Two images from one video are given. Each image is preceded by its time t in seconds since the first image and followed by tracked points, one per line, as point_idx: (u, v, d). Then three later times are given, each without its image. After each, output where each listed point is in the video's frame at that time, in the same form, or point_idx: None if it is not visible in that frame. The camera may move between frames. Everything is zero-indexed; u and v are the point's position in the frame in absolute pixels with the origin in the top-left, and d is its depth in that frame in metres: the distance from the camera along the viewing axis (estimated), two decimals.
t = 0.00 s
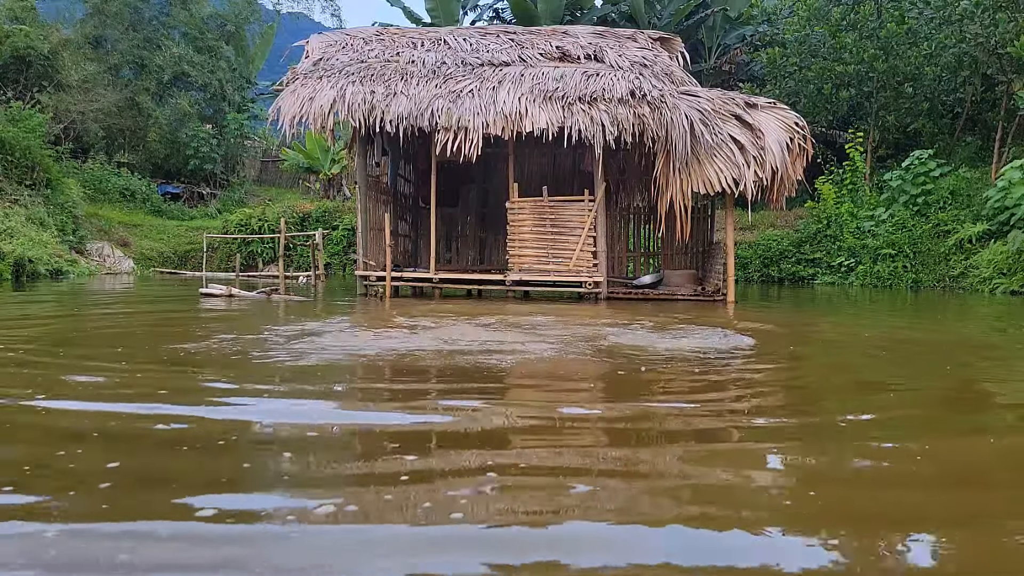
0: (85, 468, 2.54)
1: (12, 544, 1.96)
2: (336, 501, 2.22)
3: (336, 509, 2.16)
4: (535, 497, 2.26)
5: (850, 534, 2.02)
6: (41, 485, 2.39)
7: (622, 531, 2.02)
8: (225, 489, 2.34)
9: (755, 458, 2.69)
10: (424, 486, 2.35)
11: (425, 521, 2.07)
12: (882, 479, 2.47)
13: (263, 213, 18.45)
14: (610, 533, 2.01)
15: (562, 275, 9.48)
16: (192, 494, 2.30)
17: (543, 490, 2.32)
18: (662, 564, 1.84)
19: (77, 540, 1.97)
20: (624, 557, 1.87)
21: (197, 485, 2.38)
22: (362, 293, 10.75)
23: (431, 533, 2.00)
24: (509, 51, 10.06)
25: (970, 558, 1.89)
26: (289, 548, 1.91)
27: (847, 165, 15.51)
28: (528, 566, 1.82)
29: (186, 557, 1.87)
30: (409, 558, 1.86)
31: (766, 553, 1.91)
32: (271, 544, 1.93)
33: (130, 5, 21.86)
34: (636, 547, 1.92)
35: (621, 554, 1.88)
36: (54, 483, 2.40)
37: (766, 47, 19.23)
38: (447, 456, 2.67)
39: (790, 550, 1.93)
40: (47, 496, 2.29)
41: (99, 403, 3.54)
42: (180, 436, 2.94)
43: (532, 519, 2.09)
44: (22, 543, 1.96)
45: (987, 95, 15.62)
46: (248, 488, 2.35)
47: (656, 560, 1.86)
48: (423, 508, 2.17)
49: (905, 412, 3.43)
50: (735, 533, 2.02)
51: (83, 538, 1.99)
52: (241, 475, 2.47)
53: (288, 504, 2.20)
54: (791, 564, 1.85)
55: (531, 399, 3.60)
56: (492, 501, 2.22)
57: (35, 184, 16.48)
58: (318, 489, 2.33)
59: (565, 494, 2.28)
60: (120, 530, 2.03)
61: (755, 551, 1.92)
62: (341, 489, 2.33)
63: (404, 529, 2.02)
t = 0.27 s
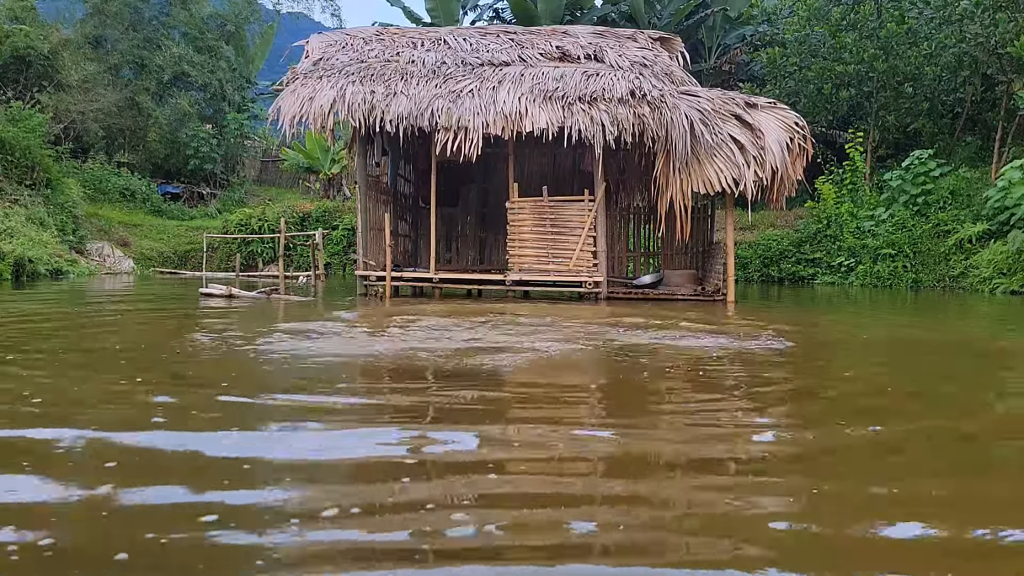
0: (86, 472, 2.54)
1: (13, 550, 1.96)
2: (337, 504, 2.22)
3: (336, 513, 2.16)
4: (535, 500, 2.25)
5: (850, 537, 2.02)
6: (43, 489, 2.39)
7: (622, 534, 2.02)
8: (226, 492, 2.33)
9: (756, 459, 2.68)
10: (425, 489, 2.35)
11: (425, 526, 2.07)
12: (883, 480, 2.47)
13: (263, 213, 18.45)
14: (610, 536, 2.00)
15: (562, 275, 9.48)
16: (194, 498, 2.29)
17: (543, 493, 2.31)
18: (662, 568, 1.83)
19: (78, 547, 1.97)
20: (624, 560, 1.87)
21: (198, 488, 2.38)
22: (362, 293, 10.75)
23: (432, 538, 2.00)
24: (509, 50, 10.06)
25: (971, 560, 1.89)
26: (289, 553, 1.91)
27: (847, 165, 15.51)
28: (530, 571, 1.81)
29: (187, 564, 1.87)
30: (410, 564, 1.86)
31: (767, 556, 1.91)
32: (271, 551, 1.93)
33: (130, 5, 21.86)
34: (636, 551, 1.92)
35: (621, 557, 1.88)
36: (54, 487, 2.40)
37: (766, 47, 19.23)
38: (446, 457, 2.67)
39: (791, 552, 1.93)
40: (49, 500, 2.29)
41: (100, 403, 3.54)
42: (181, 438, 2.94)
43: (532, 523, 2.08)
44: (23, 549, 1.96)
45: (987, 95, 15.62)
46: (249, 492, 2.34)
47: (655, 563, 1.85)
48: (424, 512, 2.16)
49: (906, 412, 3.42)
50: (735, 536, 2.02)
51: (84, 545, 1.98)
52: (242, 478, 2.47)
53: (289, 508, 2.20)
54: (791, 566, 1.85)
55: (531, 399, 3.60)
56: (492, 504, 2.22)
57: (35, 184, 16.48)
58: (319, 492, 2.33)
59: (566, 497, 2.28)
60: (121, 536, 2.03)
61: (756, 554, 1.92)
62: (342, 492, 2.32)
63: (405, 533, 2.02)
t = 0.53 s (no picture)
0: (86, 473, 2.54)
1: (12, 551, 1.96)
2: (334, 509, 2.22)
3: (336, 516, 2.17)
4: (534, 503, 2.25)
5: (846, 538, 2.03)
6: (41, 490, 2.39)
7: (622, 538, 2.02)
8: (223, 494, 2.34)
9: (757, 459, 2.68)
10: (421, 493, 2.34)
11: (425, 530, 2.07)
12: (884, 480, 2.47)
13: (263, 213, 18.45)
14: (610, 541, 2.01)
15: (562, 275, 9.48)
16: (191, 500, 2.30)
17: (541, 496, 2.31)
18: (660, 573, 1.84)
19: (77, 547, 1.97)
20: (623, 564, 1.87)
21: (196, 489, 2.38)
22: (362, 293, 10.75)
23: (430, 541, 2.00)
24: (509, 51, 10.06)
25: (970, 562, 1.89)
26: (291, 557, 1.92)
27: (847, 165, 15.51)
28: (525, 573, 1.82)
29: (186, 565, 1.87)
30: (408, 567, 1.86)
31: (767, 558, 1.91)
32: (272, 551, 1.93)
33: (130, 5, 21.85)
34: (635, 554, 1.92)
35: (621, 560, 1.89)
36: (53, 488, 2.40)
37: (766, 47, 19.23)
38: (446, 457, 2.68)
39: (790, 554, 1.94)
40: (50, 500, 2.30)
41: (101, 403, 3.54)
42: (182, 439, 2.95)
43: (532, 527, 2.09)
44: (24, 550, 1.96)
45: (987, 95, 15.61)
46: (247, 493, 2.35)
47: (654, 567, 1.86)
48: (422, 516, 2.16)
49: (906, 412, 3.43)
50: (735, 539, 2.02)
51: (82, 544, 1.99)
52: (240, 478, 2.48)
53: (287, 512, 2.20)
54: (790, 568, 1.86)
55: (532, 399, 3.60)
56: (491, 508, 2.22)
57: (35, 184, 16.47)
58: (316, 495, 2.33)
59: (565, 500, 2.28)
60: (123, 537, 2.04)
61: (755, 556, 1.92)
62: (343, 496, 2.33)
63: (403, 537, 2.02)
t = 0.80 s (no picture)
0: (84, 468, 2.54)
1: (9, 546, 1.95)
2: (331, 503, 2.22)
3: (333, 510, 2.16)
4: (532, 499, 2.25)
5: (846, 536, 2.02)
6: (38, 485, 2.39)
7: (620, 534, 2.02)
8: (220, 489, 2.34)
9: (758, 459, 2.68)
10: (419, 488, 2.34)
11: (422, 524, 2.06)
12: (887, 480, 2.46)
13: (263, 213, 18.45)
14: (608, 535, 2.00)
15: (562, 275, 9.47)
16: (188, 495, 2.30)
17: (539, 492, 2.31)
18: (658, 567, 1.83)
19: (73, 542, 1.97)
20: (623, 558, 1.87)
21: (195, 485, 2.39)
22: (362, 293, 10.75)
23: (428, 535, 1.99)
24: (509, 51, 10.06)
25: (970, 560, 1.89)
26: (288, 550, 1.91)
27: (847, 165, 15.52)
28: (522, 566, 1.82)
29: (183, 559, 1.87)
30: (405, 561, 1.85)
31: (766, 552, 1.91)
32: (269, 546, 1.93)
33: (130, 5, 21.86)
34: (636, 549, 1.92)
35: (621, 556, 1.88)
36: (50, 484, 2.40)
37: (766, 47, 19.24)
38: (446, 456, 2.68)
39: (790, 550, 1.93)
40: (47, 496, 2.29)
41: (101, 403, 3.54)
42: (179, 436, 2.95)
43: (528, 521, 2.08)
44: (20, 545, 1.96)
45: (987, 95, 15.61)
46: (244, 488, 2.35)
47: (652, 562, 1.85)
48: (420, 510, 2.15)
49: (907, 412, 3.42)
50: (735, 535, 2.01)
51: (79, 540, 1.98)
52: (239, 473, 2.48)
53: (284, 507, 2.20)
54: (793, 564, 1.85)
55: (532, 399, 3.59)
56: (489, 503, 2.22)
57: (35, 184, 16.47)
58: (314, 490, 2.33)
59: (564, 496, 2.27)
60: (121, 532, 2.04)
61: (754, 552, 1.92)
62: (340, 489, 2.33)
63: (401, 531, 2.01)
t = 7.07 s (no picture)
0: (84, 469, 2.54)
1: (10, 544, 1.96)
2: (332, 502, 2.22)
3: (333, 509, 2.16)
4: (532, 498, 2.25)
5: (846, 534, 2.02)
6: (39, 487, 2.39)
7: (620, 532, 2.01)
8: (221, 489, 2.34)
9: (757, 458, 2.68)
10: (419, 488, 2.34)
11: (422, 522, 2.06)
12: (886, 481, 2.46)
13: (263, 213, 18.46)
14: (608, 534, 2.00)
15: (562, 275, 9.48)
16: (189, 495, 2.30)
17: (539, 492, 2.31)
18: (657, 563, 1.83)
19: (75, 540, 1.97)
20: (622, 556, 1.87)
21: (191, 484, 2.39)
22: (362, 293, 10.75)
23: (429, 533, 1.99)
24: (509, 50, 10.06)
25: (970, 558, 1.89)
26: (289, 547, 1.91)
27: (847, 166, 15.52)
28: (520, 563, 1.82)
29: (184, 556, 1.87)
30: (405, 558, 1.85)
31: (763, 551, 1.91)
32: (266, 545, 1.94)
33: (130, 5, 21.86)
34: (634, 547, 1.92)
35: (619, 552, 1.88)
36: (51, 485, 2.40)
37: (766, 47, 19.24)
38: (444, 457, 2.68)
39: (791, 548, 1.93)
40: (47, 497, 2.29)
41: (100, 404, 3.53)
42: (179, 437, 2.95)
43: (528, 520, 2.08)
44: (21, 542, 1.96)
45: (987, 95, 15.60)
46: (245, 489, 2.35)
47: (652, 559, 1.85)
48: (420, 509, 2.16)
49: (907, 412, 3.42)
50: (735, 534, 2.01)
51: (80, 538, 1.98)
52: (238, 475, 2.49)
53: (285, 506, 2.20)
54: (792, 564, 1.84)
55: (530, 400, 3.61)
56: (490, 501, 2.22)
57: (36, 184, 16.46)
58: (315, 490, 2.33)
59: (564, 496, 2.27)
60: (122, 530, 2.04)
61: (754, 551, 1.91)
62: (340, 490, 2.33)
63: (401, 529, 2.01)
